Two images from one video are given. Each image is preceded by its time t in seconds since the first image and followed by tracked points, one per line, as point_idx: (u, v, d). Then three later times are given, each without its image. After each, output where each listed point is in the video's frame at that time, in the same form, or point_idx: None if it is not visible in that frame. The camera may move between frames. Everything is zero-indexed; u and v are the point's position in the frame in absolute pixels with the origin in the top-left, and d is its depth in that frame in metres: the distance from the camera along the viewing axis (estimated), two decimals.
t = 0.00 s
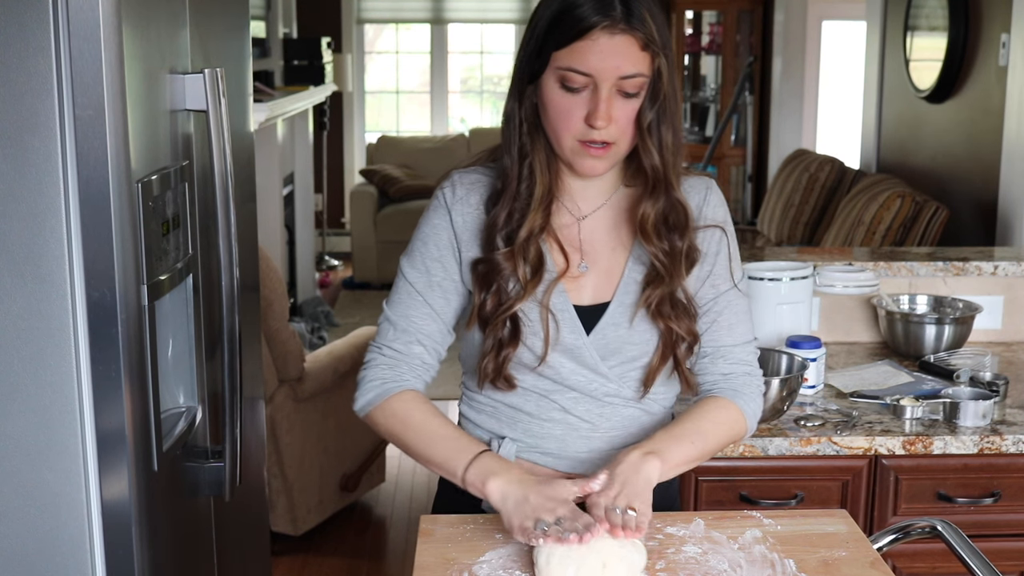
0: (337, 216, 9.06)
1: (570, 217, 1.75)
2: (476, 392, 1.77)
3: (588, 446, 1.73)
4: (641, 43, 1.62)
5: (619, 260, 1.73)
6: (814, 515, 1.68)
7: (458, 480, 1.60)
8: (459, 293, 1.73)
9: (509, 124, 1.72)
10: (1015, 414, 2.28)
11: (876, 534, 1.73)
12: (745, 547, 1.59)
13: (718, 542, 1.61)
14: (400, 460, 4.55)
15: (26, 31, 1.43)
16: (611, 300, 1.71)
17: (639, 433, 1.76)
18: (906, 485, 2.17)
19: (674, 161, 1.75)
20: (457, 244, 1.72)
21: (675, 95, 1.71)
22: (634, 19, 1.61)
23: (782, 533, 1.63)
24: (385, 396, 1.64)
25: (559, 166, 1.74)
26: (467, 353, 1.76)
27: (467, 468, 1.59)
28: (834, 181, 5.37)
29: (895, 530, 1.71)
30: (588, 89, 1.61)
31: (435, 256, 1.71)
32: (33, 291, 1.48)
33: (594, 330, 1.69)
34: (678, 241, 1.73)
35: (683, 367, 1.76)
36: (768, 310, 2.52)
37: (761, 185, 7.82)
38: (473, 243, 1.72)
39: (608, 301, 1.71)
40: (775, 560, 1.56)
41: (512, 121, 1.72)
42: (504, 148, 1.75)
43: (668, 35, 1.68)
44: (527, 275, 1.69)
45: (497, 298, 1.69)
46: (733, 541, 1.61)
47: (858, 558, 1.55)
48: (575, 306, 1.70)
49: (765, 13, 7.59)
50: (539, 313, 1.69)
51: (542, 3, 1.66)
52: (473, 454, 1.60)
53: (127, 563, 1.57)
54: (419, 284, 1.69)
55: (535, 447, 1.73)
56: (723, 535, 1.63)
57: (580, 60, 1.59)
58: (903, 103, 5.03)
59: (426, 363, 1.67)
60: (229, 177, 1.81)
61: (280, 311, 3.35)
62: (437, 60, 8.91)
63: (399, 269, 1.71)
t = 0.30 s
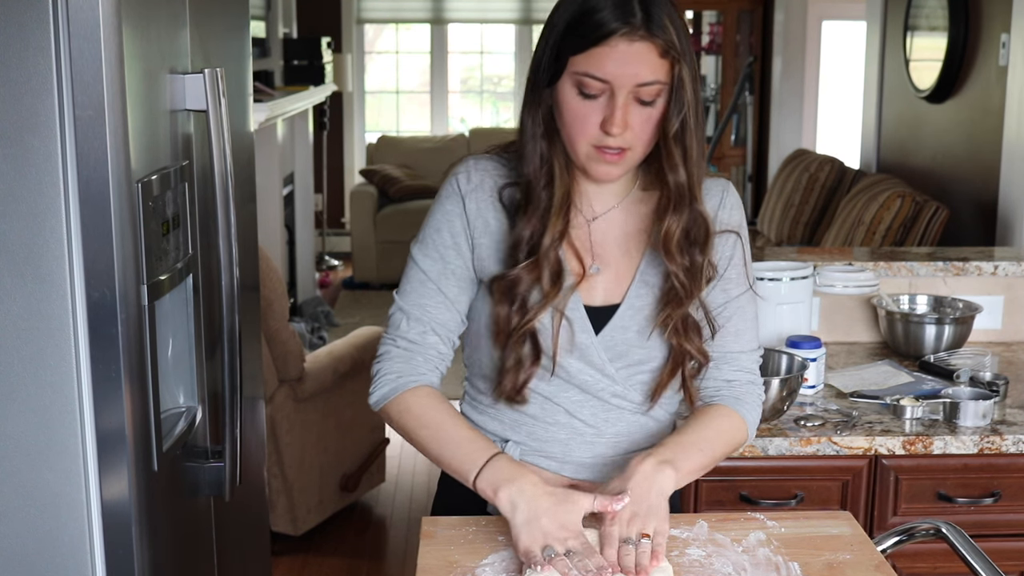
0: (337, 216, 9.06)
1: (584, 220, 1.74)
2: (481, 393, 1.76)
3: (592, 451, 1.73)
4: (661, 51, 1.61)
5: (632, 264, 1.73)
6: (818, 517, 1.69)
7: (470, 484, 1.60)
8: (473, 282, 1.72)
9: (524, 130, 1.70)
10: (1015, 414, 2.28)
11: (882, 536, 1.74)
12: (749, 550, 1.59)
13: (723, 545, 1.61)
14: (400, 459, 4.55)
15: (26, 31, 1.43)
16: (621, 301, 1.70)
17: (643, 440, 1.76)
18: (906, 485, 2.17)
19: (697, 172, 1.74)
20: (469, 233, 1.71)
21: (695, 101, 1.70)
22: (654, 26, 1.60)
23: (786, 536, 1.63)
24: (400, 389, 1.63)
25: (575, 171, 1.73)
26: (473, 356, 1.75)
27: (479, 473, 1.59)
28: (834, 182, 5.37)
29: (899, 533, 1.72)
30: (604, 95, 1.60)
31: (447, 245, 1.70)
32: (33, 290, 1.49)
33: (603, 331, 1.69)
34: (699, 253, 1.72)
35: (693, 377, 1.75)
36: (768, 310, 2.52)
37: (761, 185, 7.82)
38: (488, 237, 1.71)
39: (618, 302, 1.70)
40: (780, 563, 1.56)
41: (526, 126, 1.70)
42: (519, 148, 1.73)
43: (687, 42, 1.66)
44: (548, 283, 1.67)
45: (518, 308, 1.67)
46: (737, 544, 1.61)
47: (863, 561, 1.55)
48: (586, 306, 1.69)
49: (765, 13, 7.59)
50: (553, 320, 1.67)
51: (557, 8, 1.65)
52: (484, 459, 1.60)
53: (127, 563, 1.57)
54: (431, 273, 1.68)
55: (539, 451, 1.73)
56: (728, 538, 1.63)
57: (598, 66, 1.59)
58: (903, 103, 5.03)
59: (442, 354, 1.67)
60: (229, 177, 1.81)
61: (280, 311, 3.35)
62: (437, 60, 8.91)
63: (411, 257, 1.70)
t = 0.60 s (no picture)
0: (337, 216, 9.06)
1: (573, 208, 1.76)
2: (479, 387, 1.75)
3: (591, 444, 1.72)
4: (651, 41, 1.63)
5: (621, 250, 1.73)
6: (814, 514, 1.68)
7: (429, 484, 1.56)
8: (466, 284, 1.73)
9: (517, 119, 1.73)
10: (1015, 414, 2.28)
11: (875, 534, 1.73)
12: (744, 547, 1.59)
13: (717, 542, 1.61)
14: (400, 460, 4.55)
15: (26, 32, 1.43)
16: (612, 288, 1.71)
17: (642, 434, 1.75)
18: (906, 485, 2.17)
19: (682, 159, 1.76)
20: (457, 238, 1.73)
21: (682, 91, 1.72)
22: (645, 16, 1.62)
23: (781, 533, 1.63)
24: (385, 393, 1.63)
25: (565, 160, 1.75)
26: (472, 350, 1.75)
27: (437, 470, 1.54)
28: (834, 181, 5.37)
29: (894, 530, 1.71)
30: (596, 82, 1.61)
31: (435, 251, 1.72)
32: (33, 290, 1.48)
33: (596, 317, 1.69)
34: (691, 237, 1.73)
35: (689, 367, 1.74)
36: (768, 310, 2.52)
37: (761, 185, 7.82)
38: (479, 234, 1.73)
39: (609, 289, 1.71)
40: (774, 560, 1.55)
41: (519, 114, 1.73)
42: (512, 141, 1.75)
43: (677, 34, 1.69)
44: (540, 264, 1.69)
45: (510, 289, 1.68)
46: (732, 541, 1.61)
47: (858, 558, 1.55)
48: (576, 292, 1.70)
49: (765, 13, 7.59)
50: (545, 304, 1.68)
51: (551, 2, 1.67)
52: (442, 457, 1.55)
53: (127, 564, 1.57)
54: (420, 280, 1.70)
55: (536, 444, 1.72)
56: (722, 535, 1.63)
57: (591, 54, 1.60)
58: (903, 104, 5.03)
59: (428, 358, 1.67)
60: (229, 177, 1.81)
61: (280, 311, 3.35)
62: (437, 60, 8.91)
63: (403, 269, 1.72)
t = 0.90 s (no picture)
0: (337, 216, 9.06)
1: (564, 207, 1.76)
2: (475, 387, 1.76)
3: (585, 442, 1.72)
4: (641, 43, 1.62)
5: (612, 248, 1.73)
6: (814, 514, 1.68)
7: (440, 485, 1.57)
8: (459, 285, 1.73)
9: (508, 119, 1.73)
10: (1015, 414, 2.28)
11: (875, 534, 1.73)
12: (744, 547, 1.59)
13: (717, 542, 1.61)
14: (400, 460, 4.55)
15: (26, 31, 1.43)
16: (602, 286, 1.70)
17: (638, 432, 1.75)
18: (906, 485, 2.17)
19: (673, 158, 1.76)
20: (449, 239, 1.73)
21: (673, 92, 1.72)
22: (636, 19, 1.61)
23: (780, 533, 1.63)
24: (377, 393, 1.62)
25: (555, 159, 1.75)
26: (467, 349, 1.76)
27: (449, 472, 1.56)
28: (834, 181, 5.37)
29: (894, 530, 1.71)
30: (587, 85, 1.61)
31: (428, 252, 1.72)
32: (32, 291, 1.48)
33: (586, 316, 1.69)
34: (682, 235, 1.73)
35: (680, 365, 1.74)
36: (768, 310, 2.52)
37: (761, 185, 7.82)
38: (470, 235, 1.73)
39: (600, 287, 1.71)
40: (774, 559, 1.55)
41: (510, 114, 1.73)
42: (503, 142, 1.76)
43: (667, 35, 1.69)
44: (526, 263, 1.69)
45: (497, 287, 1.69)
46: (732, 541, 1.61)
47: (857, 558, 1.54)
48: (567, 290, 1.70)
49: (765, 14, 7.59)
50: (535, 302, 1.69)
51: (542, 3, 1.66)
52: (456, 458, 1.57)
53: (127, 564, 1.57)
54: (413, 279, 1.69)
55: (531, 442, 1.72)
56: (722, 535, 1.63)
57: (582, 56, 1.60)
58: (903, 103, 5.03)
59: (421, 359, 1.66)
60: (229, 177, 1.81)
61: (280, 311, 3.35)
62: (437, 60, 8.91)
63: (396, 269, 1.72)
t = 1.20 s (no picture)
0: (337, 216, 9.06)
1: (561, 208, 1.76)
2: (472, 387, 1.76)
3: (581, 442, 1.72)
4: (637, 44, 1.62)
5: (609, 250, 1.73)
6: (814, 514, 1.68)
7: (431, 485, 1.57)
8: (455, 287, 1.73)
9: (505, 120, 1.73)
10: (1015, 414, 2.28)
11: (876, 534, 1.73)
12: (744, 547, 1.59)
13: (717, 542, 1.61)
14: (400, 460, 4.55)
15: (26, 31, 1.43)
16: (600, 289, 1.71)
17: (634, 431, 1.75)
18: (906, 485, 2.17)
19: (668, 159, 1.76)
20: (445, 241, 1.73)
21: (669, 93, 1.72)
22: (631, 19, 1.61)
23: (781, 533, 1.63)
24: (370, 391, 1.62)
25: (551, 160, 1.75)
26: (464, 350, 1.76)
27: (439, 469, 1.56)
28: (834, 181, 5.37)
29: (894, 530, 1.71)
30: (583, 86, 1.61)
31: (424, 254, 1.72)
32: (32, 291, 1.48)
33: (584, 318, 1.69)
34: (679, 236, 1.73)
35: (676, 365, 1.74)
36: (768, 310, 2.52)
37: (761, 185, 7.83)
38: (468, 237, 1.73)
39: (598, 290, 1.71)
40: (774, 560, 1.55)
41: (506, 115, 1.72)
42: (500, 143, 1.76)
43: (663, 36, 1.69)
44: (524, 265, 1.69)
45: (495, 290, 1.69)
46: (732, 541, 1.61)
47: (858, 558, 1.55)
48: (564, 293, 1.70)
49: (765, 14, 7.59)
50: (532, 304, 1.69)
51: (538, 4, 1.66)
52: (444, 455, 1.57)
53: (127, 564, 1.57)
54: (407, 280, 1.69)
55: (527, 442, 1.72)
56: (722, 535, 1.63)
57: (578, 57, 1.60)
58: (903, 103, 5.03)
59: (414, 359, 1.66)
60: (229, 177, 1.81)
61: (280, 311, 3.35)
62: (437, 60, 8.91)
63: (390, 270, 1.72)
